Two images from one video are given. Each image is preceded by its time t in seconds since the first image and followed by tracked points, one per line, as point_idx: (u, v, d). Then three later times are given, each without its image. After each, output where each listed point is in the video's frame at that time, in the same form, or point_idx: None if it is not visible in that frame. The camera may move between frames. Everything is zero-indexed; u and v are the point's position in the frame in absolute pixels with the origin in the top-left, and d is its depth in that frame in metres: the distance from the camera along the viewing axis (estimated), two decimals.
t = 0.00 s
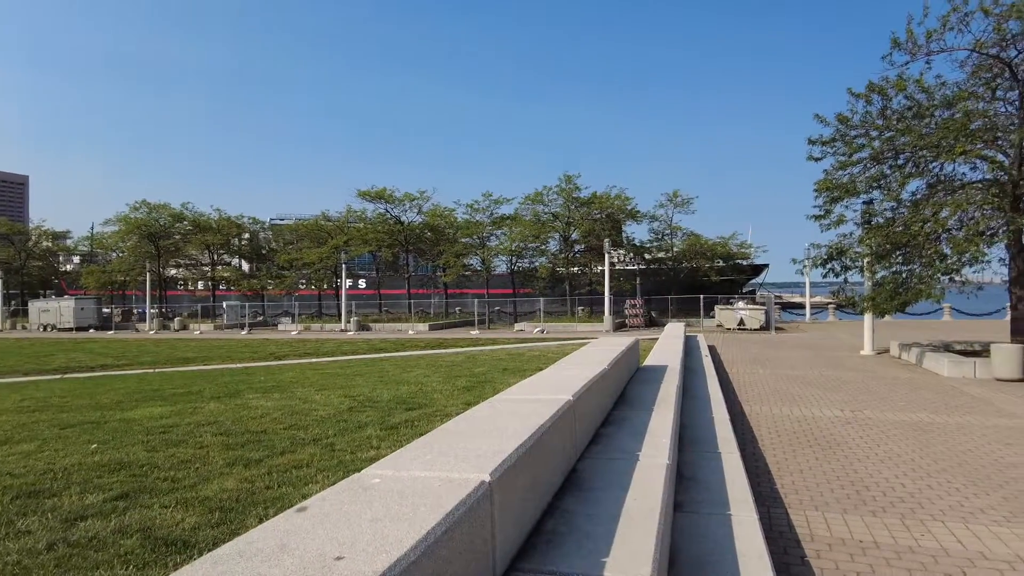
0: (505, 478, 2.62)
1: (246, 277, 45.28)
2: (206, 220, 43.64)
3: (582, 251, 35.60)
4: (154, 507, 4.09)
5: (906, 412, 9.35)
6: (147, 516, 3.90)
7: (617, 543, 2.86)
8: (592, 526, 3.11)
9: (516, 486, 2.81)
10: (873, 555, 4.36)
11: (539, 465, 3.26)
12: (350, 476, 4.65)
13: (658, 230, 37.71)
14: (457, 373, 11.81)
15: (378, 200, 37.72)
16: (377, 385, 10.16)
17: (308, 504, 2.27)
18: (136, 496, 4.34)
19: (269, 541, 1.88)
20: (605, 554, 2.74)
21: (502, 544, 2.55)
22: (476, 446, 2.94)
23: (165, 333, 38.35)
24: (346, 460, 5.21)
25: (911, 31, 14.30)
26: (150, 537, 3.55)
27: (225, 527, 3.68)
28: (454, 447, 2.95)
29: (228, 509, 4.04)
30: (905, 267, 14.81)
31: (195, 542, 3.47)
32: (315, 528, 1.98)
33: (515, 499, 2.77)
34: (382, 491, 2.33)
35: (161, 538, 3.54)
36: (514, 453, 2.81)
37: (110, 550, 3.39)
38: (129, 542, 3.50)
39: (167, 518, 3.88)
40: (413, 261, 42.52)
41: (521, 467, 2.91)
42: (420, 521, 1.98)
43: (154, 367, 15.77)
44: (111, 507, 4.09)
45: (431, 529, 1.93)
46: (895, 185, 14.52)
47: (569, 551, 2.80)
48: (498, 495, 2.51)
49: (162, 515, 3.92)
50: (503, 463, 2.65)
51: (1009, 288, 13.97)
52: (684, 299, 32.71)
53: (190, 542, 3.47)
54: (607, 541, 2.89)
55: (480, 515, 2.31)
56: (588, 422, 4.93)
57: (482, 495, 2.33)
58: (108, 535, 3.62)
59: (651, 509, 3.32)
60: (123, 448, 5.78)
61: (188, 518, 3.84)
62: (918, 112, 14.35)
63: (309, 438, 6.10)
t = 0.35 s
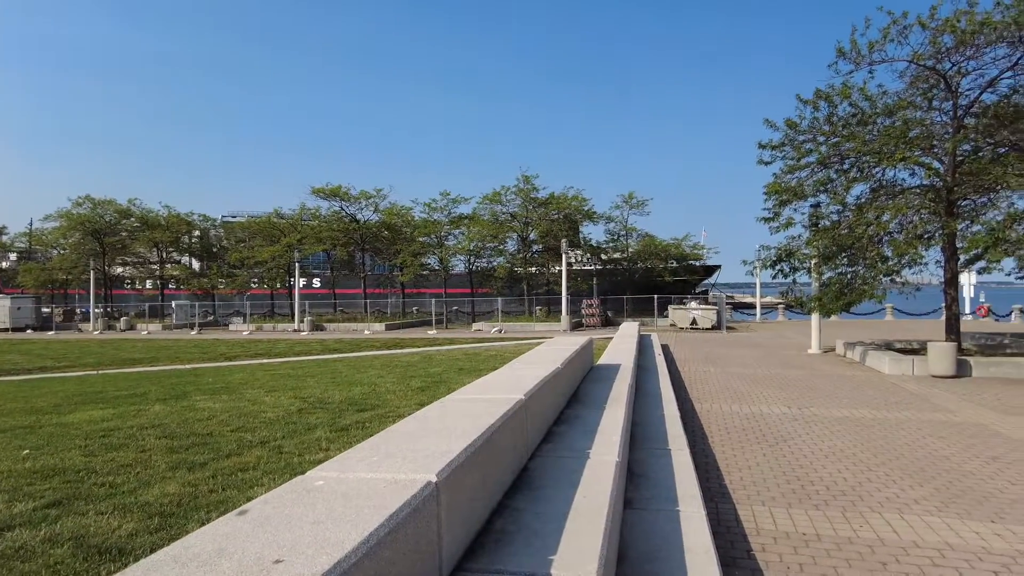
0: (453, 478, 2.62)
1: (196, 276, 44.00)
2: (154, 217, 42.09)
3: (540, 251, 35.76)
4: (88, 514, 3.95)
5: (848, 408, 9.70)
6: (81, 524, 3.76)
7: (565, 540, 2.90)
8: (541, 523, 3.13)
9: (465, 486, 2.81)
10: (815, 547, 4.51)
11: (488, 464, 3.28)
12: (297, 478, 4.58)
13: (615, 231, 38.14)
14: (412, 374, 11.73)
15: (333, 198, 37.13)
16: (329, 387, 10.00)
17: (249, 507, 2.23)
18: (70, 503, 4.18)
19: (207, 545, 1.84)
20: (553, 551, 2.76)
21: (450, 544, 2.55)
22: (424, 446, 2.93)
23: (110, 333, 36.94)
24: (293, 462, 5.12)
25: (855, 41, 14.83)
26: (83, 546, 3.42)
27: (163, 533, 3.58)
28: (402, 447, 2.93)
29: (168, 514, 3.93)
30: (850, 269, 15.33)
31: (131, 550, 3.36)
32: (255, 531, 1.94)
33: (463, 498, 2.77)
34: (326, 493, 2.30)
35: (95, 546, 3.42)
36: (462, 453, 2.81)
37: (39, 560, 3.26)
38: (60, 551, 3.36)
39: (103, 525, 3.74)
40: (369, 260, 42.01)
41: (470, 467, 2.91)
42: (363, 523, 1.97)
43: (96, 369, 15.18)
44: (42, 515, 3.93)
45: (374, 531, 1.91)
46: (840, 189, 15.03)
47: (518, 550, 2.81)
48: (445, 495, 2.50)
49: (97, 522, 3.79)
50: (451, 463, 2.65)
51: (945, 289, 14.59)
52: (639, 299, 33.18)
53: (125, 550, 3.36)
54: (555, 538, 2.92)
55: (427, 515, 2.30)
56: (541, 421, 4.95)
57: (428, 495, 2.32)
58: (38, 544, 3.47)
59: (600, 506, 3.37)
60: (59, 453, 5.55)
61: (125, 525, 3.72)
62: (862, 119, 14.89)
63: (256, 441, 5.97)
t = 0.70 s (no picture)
0: (409, 478, 2.61)
1: (154, 276, 42.85)
2: (109, 215, 40.82)
3: (506, 251, 35.81)
4: (31, 522, 3.81)
5: (804, 406, 9.95)
6: (23, 533, 3.63)
7: (522, 538, 2.93)
8: (498, 523, 3.15)
9: (421, 487, 2.80)
10: (770, 542, 4.61)
11: (446, 465, 3.28)
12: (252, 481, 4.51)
13: (580, 231, 38.41)
14: (374, 375, 11.63)
15: (295, 196, 36.55)
16: (289, 389, 9.85)
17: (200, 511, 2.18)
18: (13, 512, 4.03)
19: (152, 551, 1.80)
20: (509, 550, 2.78)
21: (405, 545, 2.54)
22: (380, 447, 2.92)
23: (61, 335, 35.71)
24: (249, 466, 5.05)
25: (811, 48, 15.23)
26: (25, 555, 3.31)
27: (110, 540, 3.49)
28: (356, 449, 2.91)
29: (117, 520, 3.83)
30: (807, 270, 15.72)
31: (76, 559, 3.27)
32: (203, 535, 1.91)
33: (420, 500, 2.76)
34: (279, 495, 2.27)
35: (38, 555, 3.31)
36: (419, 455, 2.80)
37: None
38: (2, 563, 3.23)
39: (47, 533, 3.62)
40: (333, 260, 41.50)
41: (426, 467, 2.91)
42: (314, 525, 1.95)
43: (45, 372, 14.63)
44: None
45: (325, 532, 1.90)
46: (798, 192, 15.40)
47: (474, 549, 2.82)
48: (399, 496, 2.50)
49: (40, 530, 3.67)
50: (407, 464, 2.65)
51: (897, 290, 15.06)
52: (603, 299, 33.48)
53: (70, 559, 3.26)
54: (512, 537, 2.94)
55: (380, 517, 2.29)
56: (500, 421, 4.96)
57: (382, 496, 2.31)
58: None
59: (558, 505, 3.39)
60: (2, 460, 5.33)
61: (71, 532, 3.61)
62: (819, 123, 15.29)
63: (212, 443, 5.85)
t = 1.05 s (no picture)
0: (366, 481, 2.59)
1: (114, 276, 41.70)
2: (67, 213, 39.61)
3: (476, 251, 35.75)
4: None
5: (767, 403, 10.14)
6: None
7: (483, 538, 2.93)
8: (460, 524, 3.15)
9: (379, 488, 2.78)
10: (731, 538, 4.70)
11: (408, 465, 3.27)
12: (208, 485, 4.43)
13: (549, 232, 38.54)
14: (340, 376, 11.50)
15: (261, 194, 35.93)
16: (252, 390, 9.68)
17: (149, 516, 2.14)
18: None
19: (95, 558, 1.75)
20: (468, 551, 2.79)
21: (362, 547, 2.53)
22: (339, 448, 2.89)
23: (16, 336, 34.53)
24: (207, 469, 4.96)
25: (775, 52, 15.55)
26: None
27: (57, 548, 3.39)
28: (315, 451, 2.88)
29: (64, 527, 3.72)
30: (771, 270, 16.03)
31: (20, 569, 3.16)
32: (150, 540, 1.87)
33: (378, 501, 2.75)
34: (232, 499, 2.23)
35: None
36: (377, 456, 2.78)
37: None
38: None
39: None
40: (300, 260, 40.94)
41: (385, 469, 2.89)
42: (266, 528, 1.92)
43: None
44: None
45: (278, 535, 1.87)
46: (762, 193, 15.70)
47: (433, 550, 2.82)
48: (356, 498, 2.48)
49: None
50: (365, 465, 2.64)
51: (857, 289, 15.45)
52: (573, 299, 33.65)
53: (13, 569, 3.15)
54: (472, 537, 2.95)
55: (336, 519, 2.27)
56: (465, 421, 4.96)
57: (337, 499, 2.29)
58: None
59: (519, 505, 3.40)
60: None
61: (16, 540, 3.50)
62: (782, 126, 15.61)
63: (169, 447, 5.73)
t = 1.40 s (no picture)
0: (324, 483, 2.57)
1: (76, 275, 40.62)
2: (26, 210, 38.44)
3: (449, 251, 35.65)
4: None
5: (734, 401, 10.30)
6: None
7: (445, 539, 2.94)
8: (423, 525, 3.13)
9: (339, 490, 2.76)
10: (697, 535, 4.76)
11: (370, 468, 3.25)
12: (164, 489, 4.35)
13: (522, 231, 38.58)
14: (307, 377, 11.37)
15: (229, 192, 35.33)
16: (216, 392, 9.51)
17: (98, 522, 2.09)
18: None
19: (38, 566, 1.71)
20: (430, 552, 2.78)
21: (321, 549, 2.51)
22: (298, 450, 2.86)
23: None
24: (164, 473, 4.88)
25: (744, 54, 15.79)
26: None
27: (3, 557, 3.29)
28: (274, 453, 2.84)
29: (12, 535, 3.62)
30: (739, 270, 16.27)
31: None
32: (96, 547, 1.83)
33: (338, 504, 2.73)
34: (185, 503, 2.19)
35: None
36: (337, 458, 2.76)
37: None
38: None
39: None
40: (270, 259, 40.37)
41: (346, 472, 2.87)
42: (217, 532, 1.90)
43: None
44: None
45: (230, 540, 1.85)
46: (730, 194, 15.92)
47: (395, 552, 2.81)
48: (314, 500, 2.45)
49: None
50: (324, 467, 2.62)
51: (822, 289, 15.75)
52: (545, 299, 33.76)
53: None
54: (434, 538, 2.95)
55: (292, 523, 2.25)
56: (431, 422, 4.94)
57: (294, 502, 2.27)
58: None
59: (483, 506, 3.41)
60: None
61: None
62: (750, 128, 15.85)
63: (126, 450, 5.61)
